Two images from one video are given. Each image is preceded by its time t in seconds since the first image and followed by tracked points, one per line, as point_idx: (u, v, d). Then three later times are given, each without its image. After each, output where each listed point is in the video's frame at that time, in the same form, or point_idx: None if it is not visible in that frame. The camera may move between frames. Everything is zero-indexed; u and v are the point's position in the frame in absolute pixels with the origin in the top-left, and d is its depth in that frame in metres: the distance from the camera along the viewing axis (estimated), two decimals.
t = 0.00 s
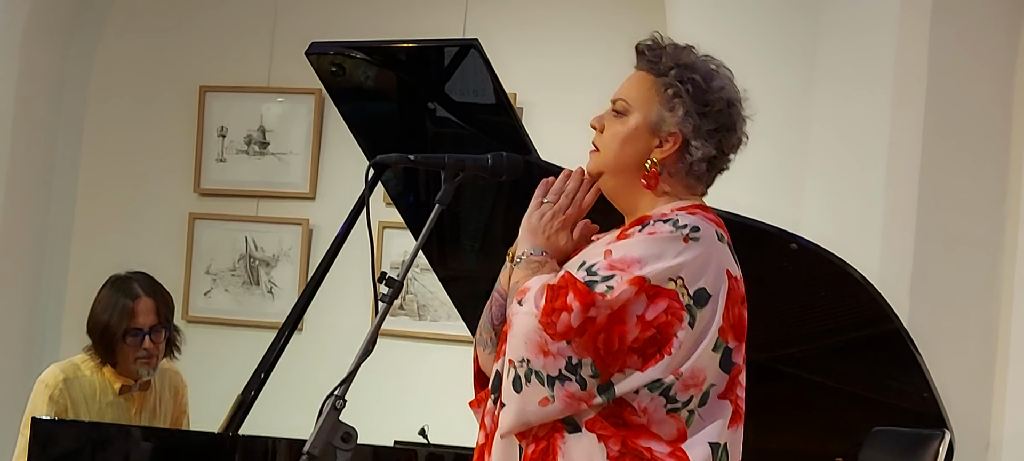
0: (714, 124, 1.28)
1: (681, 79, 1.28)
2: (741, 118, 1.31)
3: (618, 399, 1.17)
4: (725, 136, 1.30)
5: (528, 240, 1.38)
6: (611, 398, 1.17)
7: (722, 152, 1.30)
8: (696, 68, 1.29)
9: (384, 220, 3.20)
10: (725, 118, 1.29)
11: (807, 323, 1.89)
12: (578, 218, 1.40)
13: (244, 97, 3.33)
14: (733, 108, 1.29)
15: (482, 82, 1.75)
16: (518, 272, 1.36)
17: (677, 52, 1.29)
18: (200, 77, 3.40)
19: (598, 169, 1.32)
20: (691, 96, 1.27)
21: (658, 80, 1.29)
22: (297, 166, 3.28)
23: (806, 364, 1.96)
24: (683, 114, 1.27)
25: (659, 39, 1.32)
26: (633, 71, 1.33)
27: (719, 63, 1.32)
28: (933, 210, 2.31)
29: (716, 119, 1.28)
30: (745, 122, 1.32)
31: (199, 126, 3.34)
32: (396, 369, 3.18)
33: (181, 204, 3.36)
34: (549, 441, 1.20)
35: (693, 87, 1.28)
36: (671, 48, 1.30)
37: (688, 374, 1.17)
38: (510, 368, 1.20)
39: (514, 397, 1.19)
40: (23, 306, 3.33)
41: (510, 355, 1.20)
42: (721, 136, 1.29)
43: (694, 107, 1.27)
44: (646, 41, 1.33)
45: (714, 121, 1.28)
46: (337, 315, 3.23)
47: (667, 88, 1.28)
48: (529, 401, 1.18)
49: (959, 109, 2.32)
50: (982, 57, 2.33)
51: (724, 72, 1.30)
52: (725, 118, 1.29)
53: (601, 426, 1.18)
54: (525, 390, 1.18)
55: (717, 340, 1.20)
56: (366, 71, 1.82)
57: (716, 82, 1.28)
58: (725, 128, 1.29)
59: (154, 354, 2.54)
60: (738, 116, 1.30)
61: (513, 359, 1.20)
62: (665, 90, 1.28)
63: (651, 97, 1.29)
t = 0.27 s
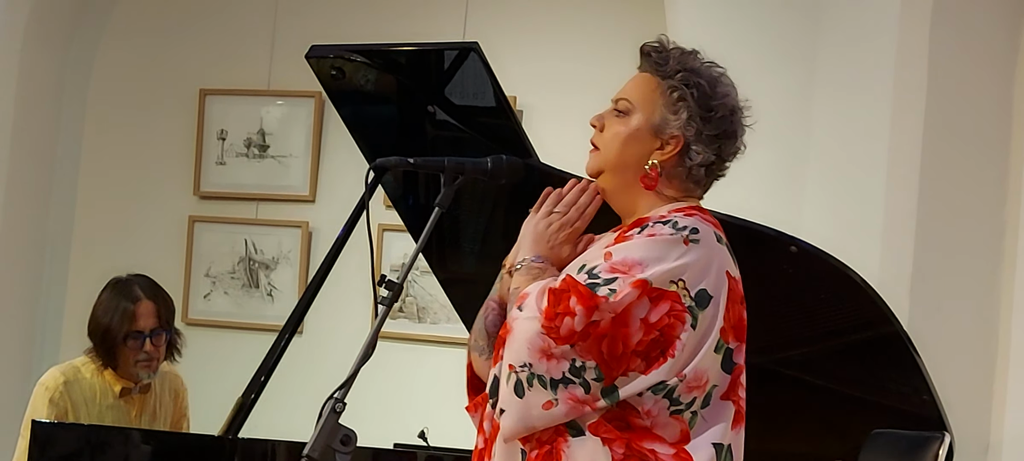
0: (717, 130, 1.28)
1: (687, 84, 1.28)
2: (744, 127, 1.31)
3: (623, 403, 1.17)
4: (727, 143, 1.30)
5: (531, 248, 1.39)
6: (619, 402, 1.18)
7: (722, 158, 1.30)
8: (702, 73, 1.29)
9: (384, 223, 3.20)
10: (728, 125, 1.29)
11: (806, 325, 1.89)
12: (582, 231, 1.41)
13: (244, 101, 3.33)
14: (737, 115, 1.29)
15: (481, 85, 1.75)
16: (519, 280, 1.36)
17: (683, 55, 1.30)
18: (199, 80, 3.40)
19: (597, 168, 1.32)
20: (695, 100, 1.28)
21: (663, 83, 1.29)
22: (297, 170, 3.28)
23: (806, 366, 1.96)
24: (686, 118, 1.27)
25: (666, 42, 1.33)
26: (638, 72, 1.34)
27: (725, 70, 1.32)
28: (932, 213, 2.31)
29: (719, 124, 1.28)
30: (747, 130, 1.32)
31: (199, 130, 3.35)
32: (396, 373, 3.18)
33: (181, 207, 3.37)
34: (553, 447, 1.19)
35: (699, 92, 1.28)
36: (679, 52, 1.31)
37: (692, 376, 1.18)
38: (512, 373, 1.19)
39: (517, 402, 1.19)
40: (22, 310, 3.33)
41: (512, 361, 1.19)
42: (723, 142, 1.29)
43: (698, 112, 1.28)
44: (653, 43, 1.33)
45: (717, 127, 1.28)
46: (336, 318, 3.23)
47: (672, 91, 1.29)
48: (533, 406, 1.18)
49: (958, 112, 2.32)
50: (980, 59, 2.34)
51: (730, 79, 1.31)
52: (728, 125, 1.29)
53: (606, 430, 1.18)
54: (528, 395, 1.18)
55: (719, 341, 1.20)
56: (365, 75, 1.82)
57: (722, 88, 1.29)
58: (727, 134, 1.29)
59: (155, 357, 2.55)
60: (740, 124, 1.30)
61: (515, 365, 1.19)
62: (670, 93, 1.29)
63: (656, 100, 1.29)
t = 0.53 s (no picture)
0: (698, 123, 1.28)
1: (664, 81, 1.29)
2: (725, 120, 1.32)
3: (616, 394, 1.17)
4: (709, 137, 1.30)
5: (511, 271, 1.34)
6: (622, 403, 1.18)
7: (707, 153, 1.30)
8: (678, 69, 1.30)
9: (386, 225, 3.20)
10: (709, 118, 1.29)
11: (808, 327, 1.89)
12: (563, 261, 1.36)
13: (246, 103, 3.33)
14: (716, 108, 1.30)
15: (483, 88, 1.75)
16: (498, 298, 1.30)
17: (657, 54, 1.31)
18: (201, 82, 3.40)
19: (581, 173, 1.32)
20: (674, 96, 1.28)
21: (640, 82, 1.30)
22: (299, 172, 3.28)
23: (808, 368, 1.96)
24: (666, 114, 1.28)
25: (639, 43, 1.34)
26: (613, 76, 1.34)
27: (700, 66, 1.33)
28: (934, 215, 2.31)
29: (699, 118, 1.28)
30: (727, 122, 1.32)
31: (201, 132, 3.35)
32: (398, 375, 3.18)
33: (183, 210, 3.37)
34: (555, 449, 1.19)
35: (677, 87, 1.29)
36: (652, 52, 1.32)
37: (690, 372, 1.18)
38: (502, 359, 1.17)
39: (510, 389, 1.16)
40: (24, 312, 3.34)
41: (504, 345, 1.17)
42: (706, 136, 1.30)
43: (678, 107, 1.28)
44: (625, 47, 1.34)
45: (698, 121, 1.29)
46: (338, 320, 3.23)
47: (650, 89, 1.29)
48: (525, 391, 1.16)
49: (961, 114, 2.32)
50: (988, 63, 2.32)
51: (705, 74, 1.32)
52: (708, 118, 1.29)
53: (608, 432, 1.19)
54: (522, 381, 1.15)
55: (717, 336, 1.21)
56: (367, 77, 1.82)
57: (698, 83, 1.30)
58: (709, 128, 1.30)
59: (158, 358, 2.54)
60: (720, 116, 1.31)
61: (506, 350, 1.17)
62: (647, 91, 1.29)
63: (634, 99, 1.30)
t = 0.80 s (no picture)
0: (671, 118, 1.29)
1: (634, 79, 1.30)
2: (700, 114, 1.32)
3: (603, 392, 1.15)
4: (684, 131, 1.30)
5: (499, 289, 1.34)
6: (612, 404, 1.18)
7: (683, 148, 1.31)
8: (647, 68, 1.30)
9: (387, 229, 3.20)
10: (682, 112, 1.29)
11: (809, 331, 1.89)
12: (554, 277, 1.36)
13: (247, 106, 3.33)
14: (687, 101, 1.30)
15: (485, 91, 1.75)
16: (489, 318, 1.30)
17: (626, 54, 1.31)
18: (203, 85, 3.40)
19: (561, 179, 1.32)
20: (645, 93, 1.29)
21: (611, 83, 1.31)
22: (301, 175, 3.28)
23: (810, 372, 1.96)
24: (638, 112, 1.28)
25: (608, 45, 1.34)
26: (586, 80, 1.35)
27: (671, 62, 1.34)
28: (935, 220, 2.32)
29: (672, 113, 1.29)
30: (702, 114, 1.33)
31: (203, 135, 3.35)
32: (400, 378, 3.18)
33: (184, 213, 3.37)
34: (547, 453, 1.18)
35: (648, 84, 1.29)
36: (620, 52, 1.32)
37: (679, 372, 1.18)
38: (485, 362, 1.17)
39: (495, 391, 1.16)
40: (26, 314, 3.34)
41: (486, 349, 1.17)
42: (681, 130, 1.30)
43: (650, 104, 1.29)
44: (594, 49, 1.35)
45: (671, 116, 1.29)
46: (340, 324, 3.23)
47: (620, 88, 1.30)
48: (510, 392, 1.15)
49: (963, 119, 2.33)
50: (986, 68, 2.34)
51: (675, 69, 1.32)
52: (680, 112, 1.30)
53: (601, 435, 1.18)
54: (505, 382, 1.15)
55: (705, 335, 1.21)
56: (369, 81, 1.82)
57: (668, 78, 1.30)
58: (683, 121, 1.30)
59: (161, 362, 2.54)
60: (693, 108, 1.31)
61: (488, 353, 1.17)
62: (618, 91, 1.30)
63: (606, 100, 1.30)
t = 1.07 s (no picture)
0: (643, 101, 1.28)
1: (602, 74, 1.31)
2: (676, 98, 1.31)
3: (592, 399, 1.15)
4: (661, 113, 1.29)
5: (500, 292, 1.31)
6: (604, 410, 1.18)
7: (664, 130, 1.29)
8: (613, 63, 1.31)
9: (390, 230, 3.20)
10: (654, 95, 1.29)
11: (813, 332, 1.89)
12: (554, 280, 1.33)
13: (250, 107, 3.33)
14: (658, 84, 1.30)
15: (488, 93, 1.75)
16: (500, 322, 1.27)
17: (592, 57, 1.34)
18: (206, 86, 3.41)
19: (551, 187, 1.32)
20: (614, 83, 1.29)
21: (581, 85, 1.32)
22: (304, 177, 3.28)
23: (813, 375, 1.96)
24: (610, 103, 1.29)
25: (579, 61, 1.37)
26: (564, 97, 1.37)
27: (640, 59, 1.34)
28: (937, 222, 2.32)
29: (643, 96, 1.28)
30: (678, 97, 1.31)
31: (205, 136, 3.35)
32: (402, 379, 3.18)
33: (187, 214, 3.37)
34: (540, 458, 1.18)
35: (616, 76, 1.30)
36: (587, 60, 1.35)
37: (670, 376, 1.17)
38: (474, 371, 1.17)
39: (484, 400, 1.17)
40: (29, 315, 3.34)
41: (475, 358, 1.17)
42: (657, 112, 1.29)
43: (620, 92, 1.29)
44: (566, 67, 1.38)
45: (643, 100, 1.29)
46: (342, 326, 3.24)
47: (591, 86, 1.31)
48: (499, 400, 1.16)
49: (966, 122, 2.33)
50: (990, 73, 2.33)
51: (643, 61, 1.33)
52: (653, 94, 1.29)
53: (593, 441, 1.18)
54: (494, 391, 1.16)
55: (697, 338, 1.20)
56: (373, 83, 1.82)
57: (635, 68, 1.31)
58: (658, 104, 1.29)
59: (165, 364, 2.55)
60: (667, 90, 1.30)
61: (477, 362, 1.17)
62: (589, 89, 1.31)
63: (579, 101, 1.31)
